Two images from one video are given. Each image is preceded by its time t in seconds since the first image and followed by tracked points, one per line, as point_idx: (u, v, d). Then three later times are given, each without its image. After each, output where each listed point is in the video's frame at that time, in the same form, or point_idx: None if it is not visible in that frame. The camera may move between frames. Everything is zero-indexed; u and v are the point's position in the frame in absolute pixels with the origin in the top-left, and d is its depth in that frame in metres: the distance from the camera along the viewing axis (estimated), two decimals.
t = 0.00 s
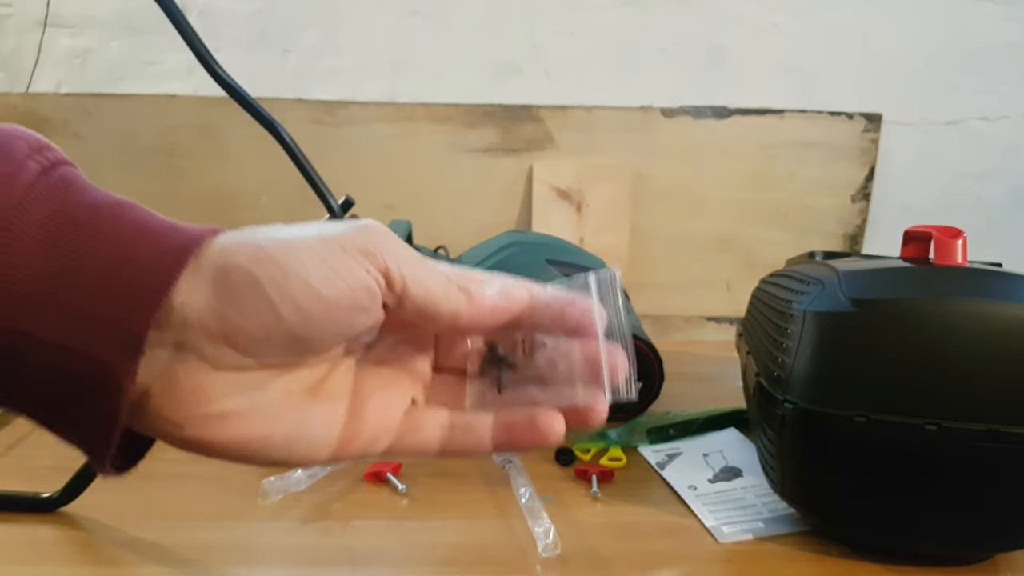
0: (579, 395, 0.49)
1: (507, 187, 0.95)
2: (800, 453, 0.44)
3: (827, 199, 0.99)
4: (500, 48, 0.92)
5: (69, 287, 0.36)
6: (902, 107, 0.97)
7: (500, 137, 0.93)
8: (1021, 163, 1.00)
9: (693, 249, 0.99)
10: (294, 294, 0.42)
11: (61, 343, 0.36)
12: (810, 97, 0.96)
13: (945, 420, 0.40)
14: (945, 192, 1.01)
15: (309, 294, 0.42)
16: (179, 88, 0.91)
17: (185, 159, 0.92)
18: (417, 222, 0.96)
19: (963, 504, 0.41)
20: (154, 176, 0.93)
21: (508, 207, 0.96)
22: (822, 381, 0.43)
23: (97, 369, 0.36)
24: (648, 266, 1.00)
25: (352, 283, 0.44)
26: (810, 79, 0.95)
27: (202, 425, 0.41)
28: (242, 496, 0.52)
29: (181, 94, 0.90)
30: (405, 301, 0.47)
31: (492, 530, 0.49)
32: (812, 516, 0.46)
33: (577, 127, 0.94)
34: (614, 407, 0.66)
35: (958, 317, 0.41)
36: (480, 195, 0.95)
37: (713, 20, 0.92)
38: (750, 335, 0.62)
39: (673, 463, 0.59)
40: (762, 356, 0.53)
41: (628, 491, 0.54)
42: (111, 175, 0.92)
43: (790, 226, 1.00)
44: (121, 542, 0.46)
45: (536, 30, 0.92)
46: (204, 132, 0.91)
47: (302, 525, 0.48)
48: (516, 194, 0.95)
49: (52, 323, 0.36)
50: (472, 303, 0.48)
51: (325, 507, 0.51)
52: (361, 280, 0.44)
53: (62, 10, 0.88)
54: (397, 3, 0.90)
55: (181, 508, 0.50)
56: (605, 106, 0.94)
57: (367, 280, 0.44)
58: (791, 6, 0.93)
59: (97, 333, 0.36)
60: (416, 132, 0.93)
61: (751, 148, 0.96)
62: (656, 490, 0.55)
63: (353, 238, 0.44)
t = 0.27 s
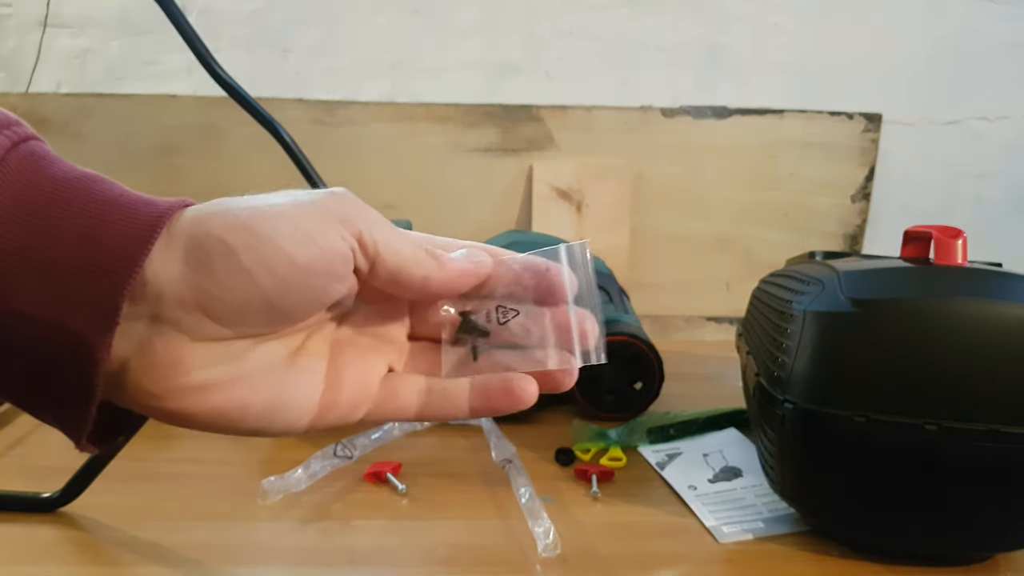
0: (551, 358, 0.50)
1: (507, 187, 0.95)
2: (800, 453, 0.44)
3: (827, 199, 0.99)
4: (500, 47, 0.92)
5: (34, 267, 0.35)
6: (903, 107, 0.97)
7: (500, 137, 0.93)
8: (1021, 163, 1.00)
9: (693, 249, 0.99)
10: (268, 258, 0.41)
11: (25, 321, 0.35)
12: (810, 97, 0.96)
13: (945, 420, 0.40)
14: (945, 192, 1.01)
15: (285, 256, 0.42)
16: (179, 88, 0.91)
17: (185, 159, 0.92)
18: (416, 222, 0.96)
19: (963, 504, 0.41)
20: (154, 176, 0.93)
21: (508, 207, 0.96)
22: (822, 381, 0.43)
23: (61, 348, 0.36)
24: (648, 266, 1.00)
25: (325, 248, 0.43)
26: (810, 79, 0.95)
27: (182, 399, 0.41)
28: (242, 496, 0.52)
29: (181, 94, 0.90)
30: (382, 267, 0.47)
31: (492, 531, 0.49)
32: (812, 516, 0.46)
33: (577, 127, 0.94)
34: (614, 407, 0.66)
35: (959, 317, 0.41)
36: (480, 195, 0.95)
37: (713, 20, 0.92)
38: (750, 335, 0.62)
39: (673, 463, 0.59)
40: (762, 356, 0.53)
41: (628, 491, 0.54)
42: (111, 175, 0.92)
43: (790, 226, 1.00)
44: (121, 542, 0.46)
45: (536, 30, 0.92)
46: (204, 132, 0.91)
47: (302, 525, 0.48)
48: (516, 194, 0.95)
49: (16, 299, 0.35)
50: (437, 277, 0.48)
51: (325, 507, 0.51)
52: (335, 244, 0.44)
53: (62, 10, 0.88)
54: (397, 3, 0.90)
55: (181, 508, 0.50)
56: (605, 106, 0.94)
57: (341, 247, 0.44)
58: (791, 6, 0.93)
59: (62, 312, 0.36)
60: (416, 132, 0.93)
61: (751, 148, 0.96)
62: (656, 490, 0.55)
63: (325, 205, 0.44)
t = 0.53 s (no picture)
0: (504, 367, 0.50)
1: (507, 186, 0.95)
2: (801, 454, 0.44)
3: (827, 199, 0.99)
4: (500, 47, 0.92)
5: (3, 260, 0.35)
6: (903, 107, 0.97)
7: (499, 137, 0.93)
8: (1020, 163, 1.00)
9: (693, 249, 0.99)
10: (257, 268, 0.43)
11: None
12: (810, 97, 0.96)
13: (945, 420, 0.40)
14: (944, 192, 1.01)
15: (143, 393, 0.25)
16: (179, 88, 0.91)
17: (185, 159, 0.92)
18: (416, 222, 0.96)
19: (964, 504, 0.41)
20: (154, 176, 0.93)
21: (508, 207, 0.96)
22: (822, 382, 0.43)
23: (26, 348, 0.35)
24: (648, 267, 1.00)
25: (272, 343, 0.28)
26: (810, 79, 0.95)
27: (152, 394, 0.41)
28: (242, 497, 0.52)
29: (181, 94, 0.90)
30: (258, 404, 0.27)
31: (492, 530, 0.49)
32: (812, 516, 0.46)
33: (577, 127, 0.94)
34: (614, 407, 0.66)
35: (958, 318, 0.41)
36: (480, 195, 0.95)
37: (713, 20, 0.92)
38: (750, 335, 0.62)
39: (673, 463, 0.59)
40: (762, 356, 0.53)
41: (628, 491, 0.54)
42: (111, 175, 0.92)
43: (790, 226, 1.00)
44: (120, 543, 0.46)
45: (536, 30, 0.92)
46: (204, 132, 0.91)
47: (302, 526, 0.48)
48: (516, 194, 0.95)
49: None
50: (351, 436, 0.31)
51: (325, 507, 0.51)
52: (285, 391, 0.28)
53: (62, 9, 0.88)
54: (397, 2, 0.90)
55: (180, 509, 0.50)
56: (605, 106, 0.94)
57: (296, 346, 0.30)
58: (791, 6, 0.93)
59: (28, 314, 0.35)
60: (416, 132, 0.93)
61: (751, 148, 0.96)
62: (656, 490, 0.55)
63: (253, 309, 0.30)
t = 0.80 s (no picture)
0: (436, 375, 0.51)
1: (507, 187, 0.96)
2: (798, 452, 0.45)
3: (825, 200, 0.99)
4: (500, 49, 0.93)
5: None
6: (900, 108, 0.98)
7: (499, 138, 0.94)
8: (1017, 164, 1.01)
9: (692, 249, 1.00)
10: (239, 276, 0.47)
11: None
12: (808, 99, 0.97)
13: (941, 419, 0.41)
14: (942, 192, 1.02)
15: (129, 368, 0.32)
16: (181, 89, 0.91)
17: (187, 160, 0.93)
18: (417, 222, 0.97)
19: (960, 502, 0.42)
20: (156, 177, 0.93)
21: (508, 207, 0.97)
22: (820, 381, 0.44)
23: None
24: (647, 267, 1.00)
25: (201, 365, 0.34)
26: (808, 81, 0.96)
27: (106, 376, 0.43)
28: (245, 495, 0.53)
29: (183, 96, 0.91)
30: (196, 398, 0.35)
31: (492, 528, 0.49)
32: (809, 514, 0.46)
33: (577, 128, 0.94)
34: (614, 406, 0.67)
35: (954, 318, 0.42)
36: (481, 195, 0.96)
37: (712, 21, 0.93)
38: (748, 335, 0.62)
39: (672, 462, 0.59)
40: (760, 355, 0.54)
41: (627, 489, 0.55)
42: (113, 175, 0.93)
43: (788, 226, 1.00)
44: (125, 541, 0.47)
45: (536, 31, 0.92)
46: (206, 133, 0.92)
47: (304, 523, 0.49)
48: (516, 194, 0.96)
49: None
50: (168, 498, 0.33)
51: (327, 505, 0.52)
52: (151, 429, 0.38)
53: (64, 11, 0.89)
54: (397, 4, 0.91)
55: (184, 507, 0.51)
56: (604, 107, 0.95)
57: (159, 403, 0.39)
58: (789, 8, 0.93)
59: None
60: (416, 133, 0.93)
61: (750, 149, 0.97)
62: (655, 488, 0.55)
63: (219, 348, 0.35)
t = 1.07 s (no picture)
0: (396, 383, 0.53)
1: (507, 187, 0.96)
2: (798, 452, 0.45)
3: (825, 200, 0.99)
4: (500, 49, 0.93)
5: None
6: (900, 108, 0.98)
7: (499, 138, 0.94)
8: (1017, 164, 1.01)
9: (692, 249, 1.00)
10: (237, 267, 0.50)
11: None
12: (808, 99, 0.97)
13: (941, 419, 0.41)
14: (942, 192, 1.02)
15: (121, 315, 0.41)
16: (181, 90, 0.92)
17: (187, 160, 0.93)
18: (417, 222, 0.97)
19: (960, 502, 0.42)
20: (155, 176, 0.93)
21: (508, 207, 0.97)
22: (819, 381, 0.44)
23: None
24: (648, 267, 1.00)
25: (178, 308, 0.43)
26: (807, 81, 0.96)
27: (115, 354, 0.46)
28: (244, 495, 0.53)
29: (184, 96, 0.91)
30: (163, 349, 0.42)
31: (493, 528, 0.49)
32: (809, 514, 0.47)
33: (576, 128, 0.94)
34: (614, 406, 0.67)
35: (954, 318, 0.42)
36: (481, 195, 0.96)
37: (712, 22, 0.93)
38: (748, 334, 0.62)
39: (672, 462, 0.59)
40: (759, 355, 0.54)
41: (626, 489, 0.55)
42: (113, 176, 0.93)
43: (788, 226, 1.00)
44: (125, 540, 0.47)
45: (536, 31, 0.92)
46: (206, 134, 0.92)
47: (304, 523, 0.49)
48: (516, 194, 0.96)
49: None
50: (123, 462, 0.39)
51: (327, 505, 0.52)
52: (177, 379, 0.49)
53: (64, 12, 0.89)
54: (397, 5, 0.91)
55: (184, 506, 0.51)
56: (604, 107, 0.95)
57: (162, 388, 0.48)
58: (789, 8, 0.93)
59: None
60: (416, 133, 0.93)
61: (750, 149, 0.97)
62: (655, 488, 0.55)
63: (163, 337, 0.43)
